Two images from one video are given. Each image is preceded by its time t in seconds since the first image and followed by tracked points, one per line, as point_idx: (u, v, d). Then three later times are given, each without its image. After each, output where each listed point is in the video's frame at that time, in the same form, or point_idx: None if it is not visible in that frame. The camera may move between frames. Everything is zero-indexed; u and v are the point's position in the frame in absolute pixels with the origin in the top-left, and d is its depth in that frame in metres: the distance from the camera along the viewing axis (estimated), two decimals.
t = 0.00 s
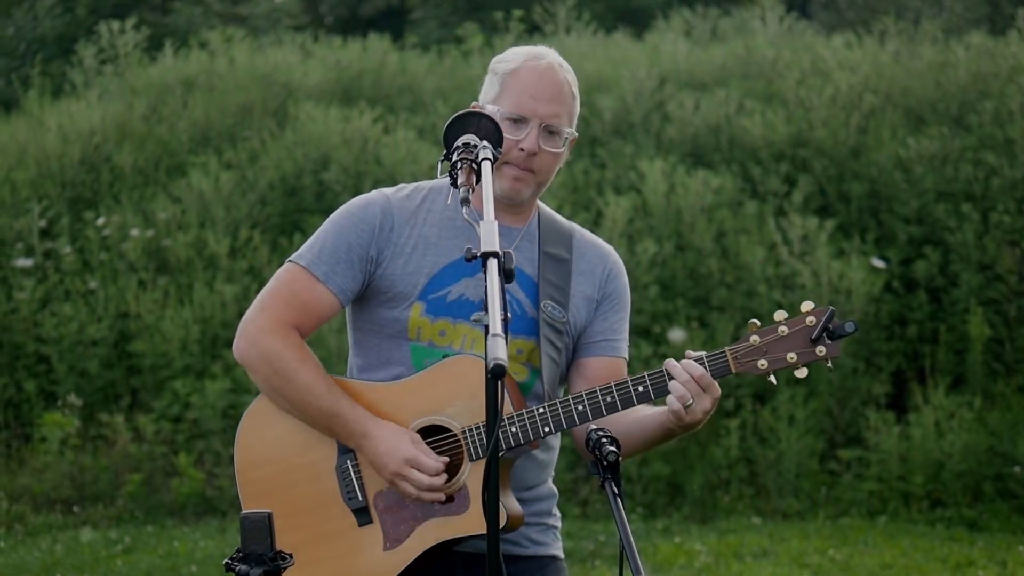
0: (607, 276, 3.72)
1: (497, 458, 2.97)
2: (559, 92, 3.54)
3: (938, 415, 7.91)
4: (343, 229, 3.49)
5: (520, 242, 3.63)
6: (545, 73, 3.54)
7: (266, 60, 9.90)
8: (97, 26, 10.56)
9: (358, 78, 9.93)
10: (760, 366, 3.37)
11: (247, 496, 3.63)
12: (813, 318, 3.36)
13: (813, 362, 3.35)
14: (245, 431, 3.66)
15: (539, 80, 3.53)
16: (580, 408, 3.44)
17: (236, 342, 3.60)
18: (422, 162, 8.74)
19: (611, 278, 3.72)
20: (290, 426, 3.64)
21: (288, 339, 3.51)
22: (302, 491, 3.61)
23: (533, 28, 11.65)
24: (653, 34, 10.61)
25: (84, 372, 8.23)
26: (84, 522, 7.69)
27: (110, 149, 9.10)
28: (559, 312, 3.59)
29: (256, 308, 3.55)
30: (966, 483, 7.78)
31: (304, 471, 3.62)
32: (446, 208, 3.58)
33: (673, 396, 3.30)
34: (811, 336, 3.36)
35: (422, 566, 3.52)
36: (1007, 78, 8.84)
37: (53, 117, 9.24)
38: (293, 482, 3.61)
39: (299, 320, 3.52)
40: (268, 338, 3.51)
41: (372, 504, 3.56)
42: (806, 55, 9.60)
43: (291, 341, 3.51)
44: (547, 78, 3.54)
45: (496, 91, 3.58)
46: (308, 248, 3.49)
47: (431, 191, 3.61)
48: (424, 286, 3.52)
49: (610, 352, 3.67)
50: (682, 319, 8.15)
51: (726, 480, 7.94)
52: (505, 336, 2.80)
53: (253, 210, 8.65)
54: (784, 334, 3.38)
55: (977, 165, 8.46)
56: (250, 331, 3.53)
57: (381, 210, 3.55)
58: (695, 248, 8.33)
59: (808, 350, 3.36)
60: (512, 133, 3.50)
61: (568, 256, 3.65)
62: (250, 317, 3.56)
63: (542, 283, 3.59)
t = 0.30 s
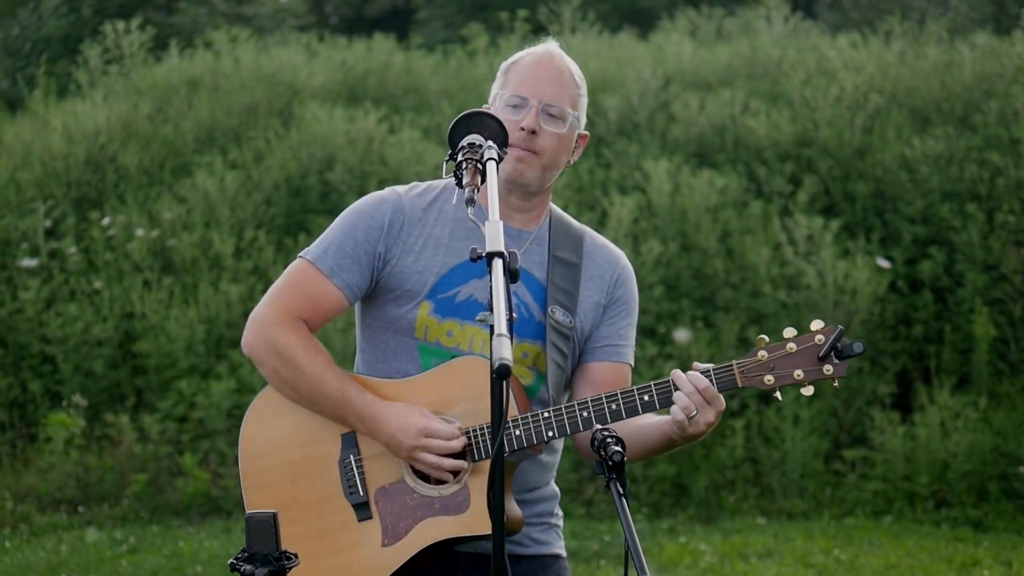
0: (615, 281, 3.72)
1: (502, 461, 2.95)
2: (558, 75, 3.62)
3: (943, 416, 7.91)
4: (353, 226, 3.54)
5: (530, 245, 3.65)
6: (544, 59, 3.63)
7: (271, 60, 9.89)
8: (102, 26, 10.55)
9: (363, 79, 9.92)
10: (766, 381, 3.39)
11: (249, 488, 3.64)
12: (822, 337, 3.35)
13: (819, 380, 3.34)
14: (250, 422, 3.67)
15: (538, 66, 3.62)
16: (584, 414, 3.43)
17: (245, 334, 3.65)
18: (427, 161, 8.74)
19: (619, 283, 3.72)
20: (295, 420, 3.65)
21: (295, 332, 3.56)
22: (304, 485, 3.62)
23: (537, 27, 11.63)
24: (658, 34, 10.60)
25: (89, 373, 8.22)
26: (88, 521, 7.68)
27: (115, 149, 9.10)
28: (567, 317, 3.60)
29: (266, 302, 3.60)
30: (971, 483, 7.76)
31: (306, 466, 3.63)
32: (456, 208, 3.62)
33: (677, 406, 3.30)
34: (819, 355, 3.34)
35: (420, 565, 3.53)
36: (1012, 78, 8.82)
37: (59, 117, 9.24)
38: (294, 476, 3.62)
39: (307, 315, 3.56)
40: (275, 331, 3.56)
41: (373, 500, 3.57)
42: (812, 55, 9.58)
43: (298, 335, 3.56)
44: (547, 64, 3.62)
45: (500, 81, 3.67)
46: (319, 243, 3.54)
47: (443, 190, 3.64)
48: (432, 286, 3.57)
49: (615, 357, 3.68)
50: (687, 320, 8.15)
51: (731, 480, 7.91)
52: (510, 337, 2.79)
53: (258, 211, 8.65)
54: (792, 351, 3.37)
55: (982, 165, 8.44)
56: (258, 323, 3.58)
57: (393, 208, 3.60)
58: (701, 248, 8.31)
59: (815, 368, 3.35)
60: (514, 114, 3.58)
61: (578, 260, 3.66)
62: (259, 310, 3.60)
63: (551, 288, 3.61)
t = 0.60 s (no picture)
0: (623, 286, 3.72)
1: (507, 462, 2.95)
2: (564, 96, 3.53)
3: (948, 415, 7.89)
4: (363, 224, 3.50)
5: (541, 248, 3.65)
6: (550, 78, 3.54)
7: (276, 60, 9.89)
8: (107, 25, 10.54)
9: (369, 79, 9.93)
10: (776, 385, 3.35)
11: (254, 484, 3.63)
12: (831, 342, 3.31)
13: (828, 385, 3.32)
14: (255, 419, 3.65)
15: (544, 85, 3.54)
16: (593, 416, 3.43)
17: (247, 327, 3.62)
18: (432, 161, 8.74)
19: (627, 288, 3.72)
20: (301, 415, 3.63)
21: (295, 324, 3.52)
22: (309, 482, 3.61)
23: (542, 28, 11.63)
24: (662, 34, 10.59)
25: (94, 372, 8.23)
26: (94, 522, 7.69)
27: (119, 149, 9.11)
28: (576, 319, 3.60)
29: (270, 294, 3.57)
30: (976, 483, 7.75)
31: (312, 463, 3.62)
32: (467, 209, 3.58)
33: (683, 408, 3.29)
34: (828, 359, 3.32)
35: (425, 565, 3.52)
36: (1017, 78, 8.80)
37: (63, 117, 9.27)
38: (300, 472, 3.61)
39: (308, 308, 3.52)
40: (277, 324, 3.52)
41: (379, 499, 3.56)
42: (816, 55, 9.57)
43: (300, 328, 3.53)
44: (553, 82, 3.54)
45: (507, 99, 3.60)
46: (328, 240, 3.50)
47: (454, 191, 3.61)
48: (441, 286, 3.53)
49: (620, 361, 3.68)
50: (692, 320, 8.11)
51: (736, 480, 7.90)
52: (515, 337, 2.77)
53: (263, 210, 8.64)
54: (802, 356, 3.34)
55: (987, 165, 8.42)
56: (261, 316, 3.55)
57: (404, 208, 3.56)
58: (706, 248, 8.29)
59: (825, 373, 3.32)
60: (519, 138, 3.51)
61: (588, 264, 3.66)
62: (262, 303, 3.58)
63: (560, 290, 3.61)
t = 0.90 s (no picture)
0: (627, 281, 3.70)
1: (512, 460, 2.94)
2: (554, 93, 3.53)
3: (953, 415, 7.89)
4: (366, 222, 3.51)
5: (544, 244, 3.64)
6: (541, 76, 3.54)
7: (281, 60, 9.86)
8: (111, 25, 10.53)
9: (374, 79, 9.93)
10: (780, 380, 3.35)
11: (260, 485, 3.62)
12: (836, 335, 3.32)
13: (832, 378, 3.32)
14: (260, 419, 3.65)
15: (534, 83, 3.54)
16: (598, 413, 3.42)
17: (254, 327, 3.62)
18: (437, 161, 8.73)
19: (631, 283, 3.70)
20: (308, 414, 3.63)
21: (302, 324, 3.53)
22: (315, 483, 3.60)
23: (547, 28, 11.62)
24: (668, 34, 10.56)
25: (99, 372, 8.23)
26: (99, 521, 7.69)
27: (125, 149, 9.11)
28: (579, 315, 3.58)
29: (276, 294, 3.56)
30: (982, 483, 7.73)
31: (319, 462, 3.61)
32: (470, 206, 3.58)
33: (685, 403, 3.29)
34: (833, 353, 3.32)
35: (431, 563, 3.51)
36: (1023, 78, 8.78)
37: (68, 117, 9.26)
38: (307, 472, 3.61)
39: (314, 309, 3.53)
40: (284, 324, 3.53)
41: (385, 498, 3.55)
42: (822, 55, 9.53)
43: (306, 329, 3.53)
44: (544, 81, 3.54)
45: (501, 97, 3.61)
46: (331, 239, 3.51)
47: (456, 188, 3.61)
48: (444, 283, 3.53)
49: (626, 356, 3.66)
50: (697, 319, 8.13)
51: (741, 480, 7.88)
52: (520, 337, 2.77)
53: (268, 210, 8.66)
54: (805, 350, 3.35)
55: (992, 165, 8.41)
56: (268, 315, 3.55)
57: (406, 205, 3.56)
58: (711, 248, 8.28)
59: (830, 367, 3.32)
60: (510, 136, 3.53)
61: (590, 259, 3.65)
62: (269, 304, 3.57)
63: (563, 286, 3.60)
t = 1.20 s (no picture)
0: (622, 273, 3.69)
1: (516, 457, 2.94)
2: (550, 94, 3.50)
3: (958, 415, 7.88)
4: (357, 226, 3.49)
5: (536, 241, 3.64)
6: (537, 76, 3.51)
7: (286, 59, 9.71)
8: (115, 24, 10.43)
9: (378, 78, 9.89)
10: (777, 359, 3.37)
11: (265, 494, 3.61)
12: (830, 311, 3.34)
13: (830, 353, 3.35)
14: (262, 430, 3.64)
15: (529, 84, 3.50)
16: (597, 403, 3.42)
17: (250, 334, 3.62)
18: (442, 161, 8.75)
19: (626, 274, 3.69)
20: (308, 421, 3.63)
21: (298, 332, 3.52)
22: (320, 488, 3.60)
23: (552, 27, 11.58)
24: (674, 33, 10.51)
25: (104, 372, 8.24)
26: (104, 521, 7.82)
27: (130, 149, 9.21)
28: (575, 307, 3.59)
29: (271, 302, 3.56)
30: (986, 483, 7.75)
31: (322, 468, 3.61)
32: (462, 207, 3.56)
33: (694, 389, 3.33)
34: (828, 329, 3.35)
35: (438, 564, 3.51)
36: None
37: (73, 117, 9.26)
38: (311, 479, 3.61)
39: (309, 315, 3.52)
40: (281, 331, 3.52)
41: (390, 501, 3.56)
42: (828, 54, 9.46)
43: (303, 335, 3.53)
44: (539, 81, 3.50)
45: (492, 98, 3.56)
46: (322, 244, 3.50)
47: (446, 190, 3.59)
48: (438, 284, 3.50)
49: (624, 348, 3.65)
50: (702, 319, 8.17)
51: (746, 479, 7.88)
52: (524, 336, 2.76)
53: (273, 210, 8.66)
54: (801, 327, 3.37)
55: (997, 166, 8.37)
56: (263, 323, 3.55)
57: (396, 208, 3.54)
58: (716, 249, 8.27)
59: (826, 342, 3.35)
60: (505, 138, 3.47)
61: (583, 253, 3.65)
62: (264, 311, 3.57)
63: (558, 280, 3.60)
